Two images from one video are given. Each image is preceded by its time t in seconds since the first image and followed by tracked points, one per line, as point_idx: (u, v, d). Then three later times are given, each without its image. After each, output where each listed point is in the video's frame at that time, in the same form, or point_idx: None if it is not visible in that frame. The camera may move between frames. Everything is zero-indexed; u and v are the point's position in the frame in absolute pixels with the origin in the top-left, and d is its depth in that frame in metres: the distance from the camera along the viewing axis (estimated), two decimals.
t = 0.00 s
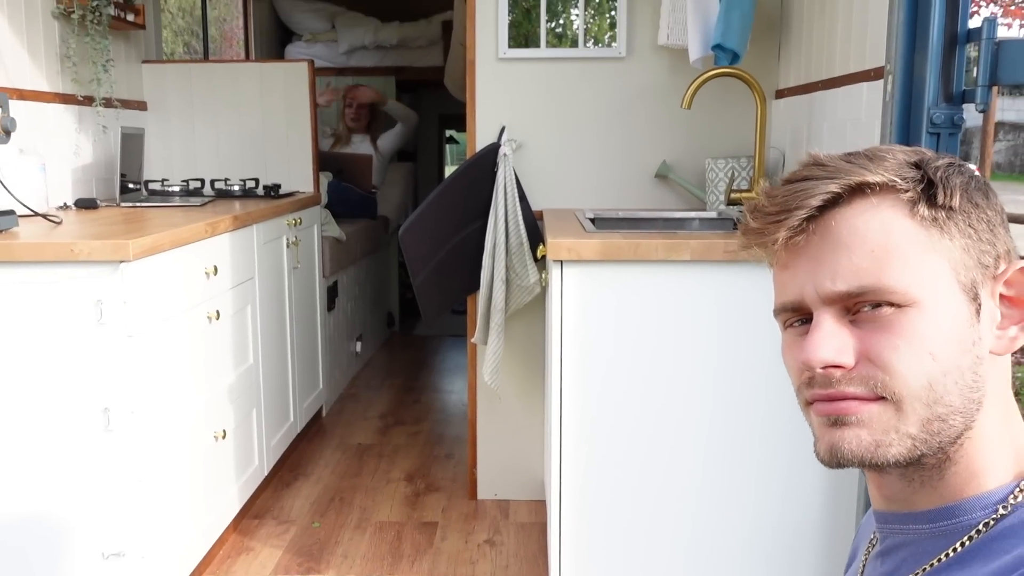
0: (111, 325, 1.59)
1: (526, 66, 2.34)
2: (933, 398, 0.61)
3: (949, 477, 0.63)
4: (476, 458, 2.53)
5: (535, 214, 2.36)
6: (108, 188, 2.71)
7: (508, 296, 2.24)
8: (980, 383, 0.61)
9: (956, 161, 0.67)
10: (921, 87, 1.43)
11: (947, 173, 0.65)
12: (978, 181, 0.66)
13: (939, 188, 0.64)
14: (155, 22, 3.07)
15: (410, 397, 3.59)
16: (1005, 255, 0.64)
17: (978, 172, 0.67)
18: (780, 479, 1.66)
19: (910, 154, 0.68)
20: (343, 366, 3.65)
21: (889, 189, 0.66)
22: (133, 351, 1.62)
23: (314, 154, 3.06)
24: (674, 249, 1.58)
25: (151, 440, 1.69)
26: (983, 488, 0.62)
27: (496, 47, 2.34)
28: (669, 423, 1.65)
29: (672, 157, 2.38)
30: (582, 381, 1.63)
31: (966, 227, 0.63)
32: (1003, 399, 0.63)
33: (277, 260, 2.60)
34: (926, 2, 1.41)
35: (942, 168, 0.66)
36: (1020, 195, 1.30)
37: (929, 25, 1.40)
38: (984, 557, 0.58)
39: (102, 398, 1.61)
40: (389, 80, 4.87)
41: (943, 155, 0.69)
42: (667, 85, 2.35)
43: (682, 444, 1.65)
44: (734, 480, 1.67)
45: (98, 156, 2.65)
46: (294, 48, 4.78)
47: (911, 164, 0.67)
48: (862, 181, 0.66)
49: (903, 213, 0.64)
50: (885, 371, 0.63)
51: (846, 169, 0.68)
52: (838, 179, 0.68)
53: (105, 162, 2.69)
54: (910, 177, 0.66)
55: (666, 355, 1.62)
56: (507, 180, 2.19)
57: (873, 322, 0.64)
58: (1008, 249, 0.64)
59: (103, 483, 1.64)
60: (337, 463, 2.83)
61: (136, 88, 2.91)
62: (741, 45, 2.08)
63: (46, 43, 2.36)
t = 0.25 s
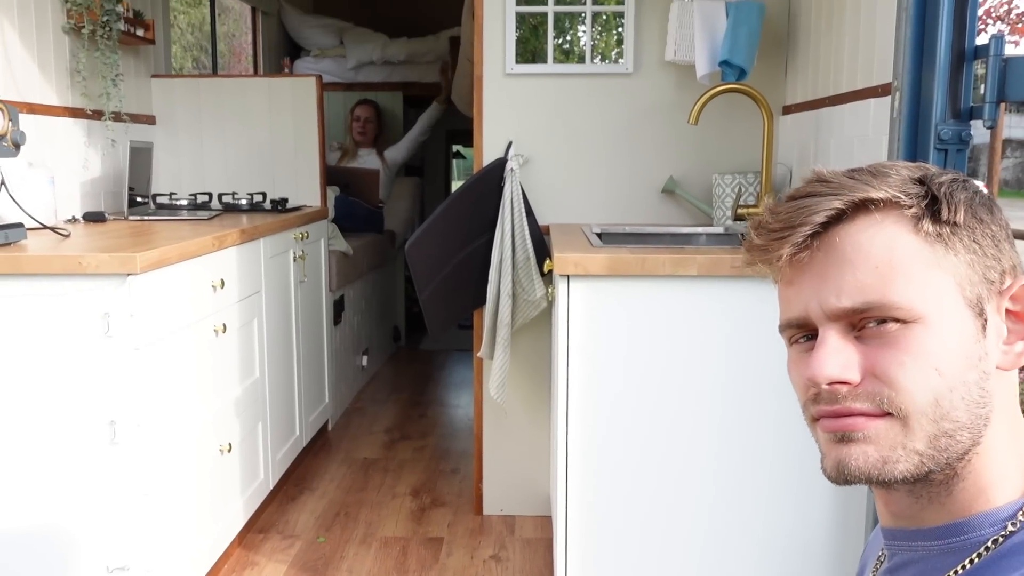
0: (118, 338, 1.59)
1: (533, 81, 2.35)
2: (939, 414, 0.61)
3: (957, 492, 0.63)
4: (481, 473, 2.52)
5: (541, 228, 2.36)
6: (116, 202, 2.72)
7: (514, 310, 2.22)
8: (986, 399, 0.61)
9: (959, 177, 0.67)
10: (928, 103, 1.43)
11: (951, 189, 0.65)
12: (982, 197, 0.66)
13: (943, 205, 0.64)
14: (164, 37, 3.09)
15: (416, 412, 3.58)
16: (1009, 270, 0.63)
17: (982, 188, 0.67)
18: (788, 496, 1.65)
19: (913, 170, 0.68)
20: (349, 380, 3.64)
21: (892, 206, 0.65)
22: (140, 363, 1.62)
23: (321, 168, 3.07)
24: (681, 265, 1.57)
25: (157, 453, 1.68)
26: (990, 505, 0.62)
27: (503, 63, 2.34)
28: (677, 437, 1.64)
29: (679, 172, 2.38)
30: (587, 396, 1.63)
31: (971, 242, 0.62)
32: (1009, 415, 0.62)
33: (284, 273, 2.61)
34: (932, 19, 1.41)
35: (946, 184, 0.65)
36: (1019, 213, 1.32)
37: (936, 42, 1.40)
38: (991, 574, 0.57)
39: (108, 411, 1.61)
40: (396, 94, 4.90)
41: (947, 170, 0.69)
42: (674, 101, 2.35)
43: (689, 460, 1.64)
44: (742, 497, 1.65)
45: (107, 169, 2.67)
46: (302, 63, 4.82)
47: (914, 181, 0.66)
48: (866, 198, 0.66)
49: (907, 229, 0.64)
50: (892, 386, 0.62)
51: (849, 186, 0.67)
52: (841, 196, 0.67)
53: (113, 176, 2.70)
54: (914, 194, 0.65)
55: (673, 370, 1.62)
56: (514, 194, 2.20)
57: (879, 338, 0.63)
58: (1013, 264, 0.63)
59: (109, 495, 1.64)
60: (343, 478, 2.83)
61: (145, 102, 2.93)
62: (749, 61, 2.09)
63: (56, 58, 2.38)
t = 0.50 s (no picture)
0: (126, 350, 1.59)
1: (541, 96, 2.36)
2: (945, 431, 0.61)
3: (963, 510, 0.63)
4: (488, 487, 2.51)
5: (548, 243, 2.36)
6: (126, 215, 2.74)
7: (521, 325, 2.23)
8: (992, 416, 0.61)
9: (964, 194, 0.67)
10: (936, 120, 1.43)
11: (955, 206, 0.65)
12: (986, 215, 0.67)
13: (947, 221, 0.64)
14: (175, 51, 3.12)
15: (423, 426, 3.58)
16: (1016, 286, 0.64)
17: (987, 205, 0.67)
18: (796, 514, 1.64)
19: (918, 188, 0.68)
20: (356, 393, 3.64)
21: (896, 222, 0.66)
22: (147, 376, 1.62)
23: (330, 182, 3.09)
24: (688, 280, 1.56)
25: (162, 464, 1.68)
26: (996, 523, 0.62)
27: (511, 78, 2.35)
28: (684, 453, 1.63)
29: (686, 187, 2.39)
30: (593, 411, 1.62)
31: (976, 258, 0.63)
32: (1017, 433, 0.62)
33: (291, 287, 2.61)
34: (940, 35, 1.42)
35: (950, 202, 0.66)
36: None
37: (944, 58, 1.40)
38: None
39: (115, 423, 1.62)
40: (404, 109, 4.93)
41: (951, 188, 0.70)
42: (682, 116, 2.36)
43: (697, 476, 1.63)
44: (749, 513, 1.64)
45: (116, 182, 2.69)
46: (311, 77, 4.86)
47: (918, 199, 0.67)
48: (869, 215, 0.66)
49: (911, 246, 0.65)
50: (897, 403, 0.62)
51: (853, 204, 0.69)
52: (845, 213, 0.68)
53: (123, 189, 2.72)
54: (918, 211, 0.66)
55: (681, 385, 1.61)
56: (521, 210, 2.19)
57: (883, 354, 0.64)
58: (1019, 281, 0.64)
59: (115, 506, 1.64)
60: (349, 492, 2.82)
61: (156, 116, 2.96)
62: (756, 77, 2.09)
63: (68, 72, 2.41)
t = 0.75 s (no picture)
0: (133, 360, 1.60)
1: (549, 108, 2.36)
2: (950, 445, 0.63)
3: (970, 525, 0.65)
4: (494, 499, 2.50)
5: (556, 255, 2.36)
6: (135, 225, 2.75)
7: (528, 337, 2.22)
8: (998, 429, 0.63)
9: (968, 207, 0.69)
10: (944, 133, 1.42)
11: (959, 220, 0.67)
12: (992, 228, 0.68)
13: (951, 235, 0.66)
14: (185, 63, 3.14)
15: (430, 437, 3.57)
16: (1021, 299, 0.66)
17: (992, 219, 0.69)
18: (805, 528, 1.63)
19: (923, 201, 0.70)
20: (363, 404, 3.64)
21: (900, 235, 0.68)
22: (154, 386, 1.63)
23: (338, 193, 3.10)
24: (695, 292, 1.56)
25: (167, 475, 1.68)
26: (1003, 538, 0.64)
27: (519, 89, 2.36)
28: (692, 467, 1.62)
29: (694, 200, 2.38)
30: (600, 424, 1.62)
31: (981, 272, 0.65)
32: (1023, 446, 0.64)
33: (299, 297, 2.62)
34: (948, 49, 1.41)
35: (954, 215, 0.68)
36: None
37: (952, 71, 1.40)
38: None
39: (122, 433, 1.62)
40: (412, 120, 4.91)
41: (956, 201, 0.72)
42: (690, 129, 2.36)
43: (704, 490, 1.62)
44: (756, 528, 1.63)
45: (126, 193, 2.71)
46: (320, 88, 4.88)
47: (923, 212, 0.69)
48: (873, 229, 0.69)
49: (915, 259, 0.67)
50: (903, 417, 0.64)
51: (857, 217, 0.71)
52: (849, 227, 0.70)
53: (132, 200, 2.74)
54: (922, 225, 0.68)
55: (689, 398, 1.60)
56: (530, 221, 2.21)
57: (888, 368, 0.66)
58: None
59: (121, 516, 1.64)
60: (354, 503, 2.81)
61: (165, 127, 2.98)
62: (764, 89, 2.09)
63: (79, 83, 2.43)
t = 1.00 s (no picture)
0: (140, 368, 1.60)
1: (556, 118, 2.37)
2: (955, 457, 0.64)
3: (975, 537, 0.66)
4: (501, 509, 2.50)
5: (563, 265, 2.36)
6: (144, 234, 2.77)
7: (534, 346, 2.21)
8: (1002, 442, 0.64)
9: (972, 220, 0.71)
10: (952, 144, 1.42)
11: (962, 232, 0.69)
12: (995, 239, 0.70)
13: (955, 247, 0.68)
14: (194, 73, 3.16)
15: (436, 446, 3.57)
16: None
17: (995, 231, 0.70)
18: (813, 540, 1.62)
19: (926, 214, 0.72)
20: (370, 413, 3.64)
21: (905, 246, 0.69)
22: (161, 394, 1.63)
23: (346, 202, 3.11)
24: (702, 302, 1.56)
25: (174, 484, 1.68)
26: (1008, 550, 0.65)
27: (527, 99, 2.37)
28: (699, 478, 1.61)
29: (701, 210, 2.38)
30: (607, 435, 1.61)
31: (985, 283, 0.66)
32: None
33: (307, 306, 2.63)
34: (956, 59, 1.41)
35: (958, 227, 0.69)
36: None
37: (959, 82, 1.39)
38: None
39: (129, 441, 1.62)
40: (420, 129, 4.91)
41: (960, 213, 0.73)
42: (697, 139, 2.36)
43: (712, 501, 1.62)
44: (764, 540, 1.62)
45: (135, 202, 2.72)
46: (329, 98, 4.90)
47: (926, 224, 0.71)
48: (877, 240, 0.70)
49: (919, 270, 0.68)
50: (908, 430, 0.65)
51: (861, 229, 0.72)
52: (852, 239, 0.72)
53: (141, 208, 2.75)
54: (925, 237, 0.69)
55: (695, 409, 1.60)
56: (536, 230, 2.20)
57: (893, 380, 0.67)
58: None
59: (127, 524, 1.64)
60: (361, 512, 2.80)
61: (174, 136, 3.00)
62: (771, 99, 2.09)
63: (89, 92, 2.45)
